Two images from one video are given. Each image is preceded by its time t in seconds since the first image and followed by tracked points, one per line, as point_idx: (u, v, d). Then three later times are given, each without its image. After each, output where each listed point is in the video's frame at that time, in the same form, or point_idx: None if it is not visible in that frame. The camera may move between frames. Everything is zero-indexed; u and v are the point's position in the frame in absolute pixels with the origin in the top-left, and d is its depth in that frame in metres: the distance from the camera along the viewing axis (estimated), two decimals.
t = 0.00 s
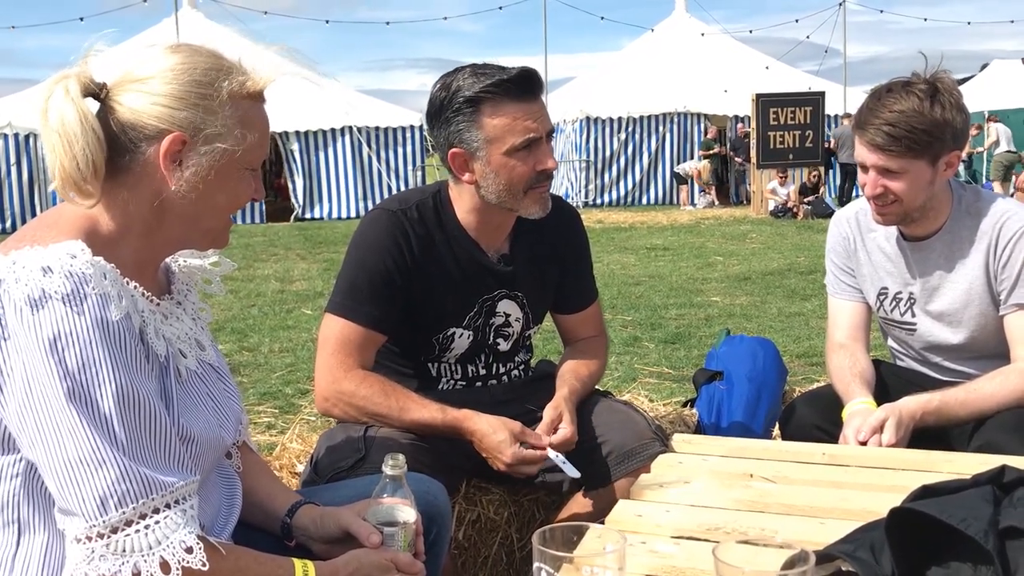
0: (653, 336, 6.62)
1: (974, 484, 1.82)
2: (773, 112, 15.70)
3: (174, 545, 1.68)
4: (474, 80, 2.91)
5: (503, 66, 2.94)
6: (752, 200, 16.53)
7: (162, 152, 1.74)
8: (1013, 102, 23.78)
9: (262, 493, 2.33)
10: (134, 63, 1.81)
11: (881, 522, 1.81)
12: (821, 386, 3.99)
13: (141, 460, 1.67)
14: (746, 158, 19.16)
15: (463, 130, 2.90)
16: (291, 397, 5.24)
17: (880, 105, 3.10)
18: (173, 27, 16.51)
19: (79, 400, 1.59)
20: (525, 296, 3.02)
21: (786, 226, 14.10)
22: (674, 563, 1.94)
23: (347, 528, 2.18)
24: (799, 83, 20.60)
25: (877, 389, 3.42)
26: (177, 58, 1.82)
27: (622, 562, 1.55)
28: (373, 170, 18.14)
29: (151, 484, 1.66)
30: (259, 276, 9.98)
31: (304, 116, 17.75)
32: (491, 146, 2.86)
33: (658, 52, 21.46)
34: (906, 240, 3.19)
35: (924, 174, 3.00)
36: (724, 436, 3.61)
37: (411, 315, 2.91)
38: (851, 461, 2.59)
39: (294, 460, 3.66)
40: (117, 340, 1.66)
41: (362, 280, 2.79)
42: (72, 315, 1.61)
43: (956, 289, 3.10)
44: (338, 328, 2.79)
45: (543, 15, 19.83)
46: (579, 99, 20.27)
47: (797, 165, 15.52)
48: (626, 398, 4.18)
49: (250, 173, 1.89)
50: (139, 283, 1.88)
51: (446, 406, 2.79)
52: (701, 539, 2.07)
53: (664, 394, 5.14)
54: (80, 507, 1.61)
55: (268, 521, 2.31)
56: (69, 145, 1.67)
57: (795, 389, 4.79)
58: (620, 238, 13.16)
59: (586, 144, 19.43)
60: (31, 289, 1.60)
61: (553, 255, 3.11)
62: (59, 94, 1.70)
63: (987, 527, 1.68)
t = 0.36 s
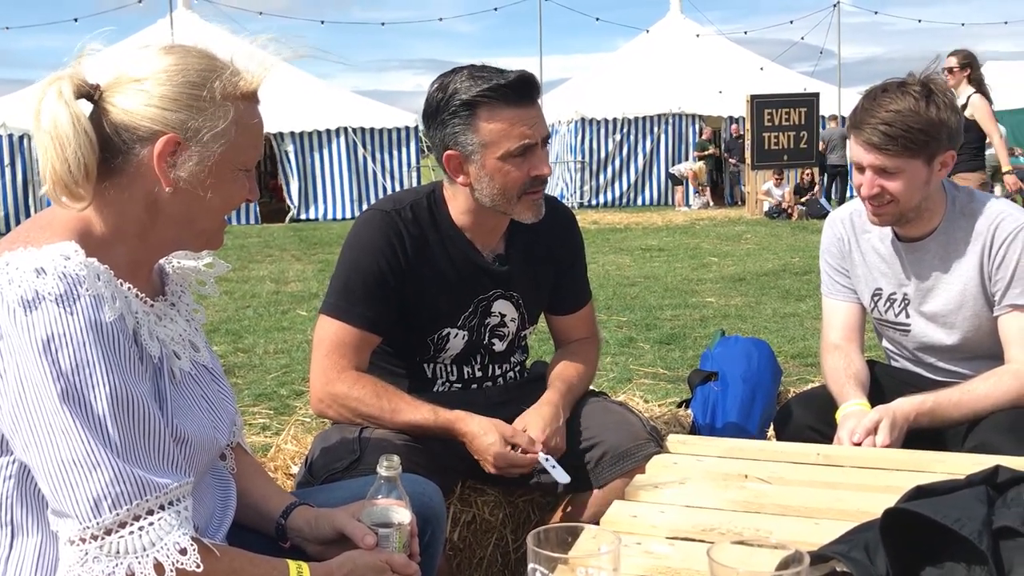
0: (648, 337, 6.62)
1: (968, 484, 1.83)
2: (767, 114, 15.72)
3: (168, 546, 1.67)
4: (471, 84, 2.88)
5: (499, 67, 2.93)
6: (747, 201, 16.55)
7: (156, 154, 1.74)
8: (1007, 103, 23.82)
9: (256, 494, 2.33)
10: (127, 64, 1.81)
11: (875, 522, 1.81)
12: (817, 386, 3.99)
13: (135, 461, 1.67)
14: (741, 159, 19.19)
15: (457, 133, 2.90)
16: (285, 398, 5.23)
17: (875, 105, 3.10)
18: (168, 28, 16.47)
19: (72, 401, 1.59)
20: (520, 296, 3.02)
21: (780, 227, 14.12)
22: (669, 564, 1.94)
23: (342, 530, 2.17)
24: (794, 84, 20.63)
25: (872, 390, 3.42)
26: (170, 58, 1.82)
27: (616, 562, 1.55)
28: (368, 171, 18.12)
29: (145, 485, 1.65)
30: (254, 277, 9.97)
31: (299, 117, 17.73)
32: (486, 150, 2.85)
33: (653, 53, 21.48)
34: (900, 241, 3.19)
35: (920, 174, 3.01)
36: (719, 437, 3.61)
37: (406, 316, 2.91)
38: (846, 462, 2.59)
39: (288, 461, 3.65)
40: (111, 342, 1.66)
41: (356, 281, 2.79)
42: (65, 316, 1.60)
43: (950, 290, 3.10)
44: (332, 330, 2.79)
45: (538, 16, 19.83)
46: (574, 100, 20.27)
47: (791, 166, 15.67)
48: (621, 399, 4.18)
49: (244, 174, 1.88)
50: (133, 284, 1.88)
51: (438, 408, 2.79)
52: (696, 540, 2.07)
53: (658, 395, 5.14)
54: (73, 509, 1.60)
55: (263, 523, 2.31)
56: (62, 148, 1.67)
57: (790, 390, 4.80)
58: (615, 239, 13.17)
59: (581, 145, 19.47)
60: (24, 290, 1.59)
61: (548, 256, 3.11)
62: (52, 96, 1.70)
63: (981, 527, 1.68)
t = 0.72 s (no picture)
0: (644, 339, 6.62)
1: (965, 487, 1.83)
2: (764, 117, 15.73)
3: (165, 547, 1.67)
4: (482, 93, 2.82)
5: (520, 86, 2.85)
6: (744, 204, 16.62)
7: (155, 154, 1.74)
8: (1002, 108, 23.87)
9: (253, 495, 2.32)
10: (127, 65, 1.80)
11: (873, 526, 1.81)
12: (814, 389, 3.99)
13: (133, 462, 1.67)
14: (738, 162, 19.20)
15: (451, 131, 2.83)
16: (282, 399, 5.22)
17: (897, 82, 3.17)
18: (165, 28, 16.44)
19: (70, 401, 1.59)
20: (516, 297, 3.02)
21: (777, 231, 14.14)
22: (666, 566, 1.94)
23: (339, 531, 2.17)
24: (791, 87, 20.66)
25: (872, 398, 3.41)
26: (170, 58, 1.81)
27: (614, 564, 1.55)
28: (365, 173, 18.11)
29: (143, 486, 1.65)
30: (250, 278, 9.96)
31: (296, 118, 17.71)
32: (470, 160, 2.78)
33: (650, 56, 21.50)
34: (905, 234, 3.22)
35: (950, 144, 3.11)
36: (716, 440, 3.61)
37: (401, 318, 2.91)
38: (841, 465, 2.60)
39: (285, 462, 3.65)
40: (109, 342, 1.66)
41: (349, 286, 2.79)
42: (63, 316, 1.60)
43: (958, 281, 3.12)
44: (326, 333, 2.79)
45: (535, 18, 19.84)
46: (571, 102, 20.28)
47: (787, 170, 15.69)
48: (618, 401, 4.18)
49: (243, 174, 1.89)
50: (132, 285, 1.88)
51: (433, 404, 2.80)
52: (693, 542, 2.07)
53: (655, 397, 5.15)
54: (71, 510, 1.60)
55: (260, 523, 2.31)
56: (60, 148, 1.67)
57: (786, 393, 4.80)
58: (612, 241, 13.17)
59: (578, 148, 19.50)
60: (22, 290, 1.59)
61: (545, 258, 3.11)
62: (51, 96, 1.70)
63: (978, 530, 1.68)
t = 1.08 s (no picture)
0: (642, 342, 6.62)
1: (963, 489, 1.83)
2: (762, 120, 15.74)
3: (164, 548, 1.67)
4: (494, 109, 2.76)
5: (536, 105, 2.79)
6: (743, 208, 16.86)
7: (153, 154, 1.74)
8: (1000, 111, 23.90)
9: (251, 496, 2.32)
10: (123, 66, 1.80)
11: (871, 527, 1.81)
12: (812, 391, 3.99)
13: (131, 463, 1.66)
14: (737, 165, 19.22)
15: (458, 141, 2.78)
16: (280, 401, 5.22)
17: (905, 82, 3.19)
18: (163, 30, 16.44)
19: (69, 402, 1.58)
20: (514, 300, 3.02)
21: (775, 233, 14.15)
22: (665, 568, 1.94)
23: (337, 532, 2.17)
24: (789, 90, 20.68)
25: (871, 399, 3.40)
26: (167, 59, 1.81)
27: (613, 566, 1.55)
28: (363, 175, 18.09)
29: (142, 487, 1.65)
30: (248, 279, 9.96)
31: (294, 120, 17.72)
32: (476, 173, 2.75)
33: (649, 59, 21.52)
34: (911, 233, 3.24)
35: (958, 144, 3.13)
36: (714, 442, 3.61)
37: (396, 323, 2.91)
38: (839, 466, 2.61)
39: (283, 464, 3.65)
40: (108, 343, 1.65)
41: (343, 293, 2.78)
42: (62, 317, 1.60)
43: (963, 280, 3.14)
44: (321, 339, 2.79)
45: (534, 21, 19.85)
46: (570, 104, 20.29)
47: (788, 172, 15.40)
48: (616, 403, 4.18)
49: (242, 174, 1.89)
50: (130, 285, 1.88)
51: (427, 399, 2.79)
52: (691, 544, 2.07)
53: (653, 399, 5.15)
54: (69, 511, 1.60)
55: (257, 524, 2.30)
56: (54, 151, 1.67)
57: (784, 395, 4.81)
58: (610, 244, 13.18)
59: (576, 150, 19.53)
60: (21, 291, 1.59)
61: (541, 259, 3.10)
62: (46, 98, 1.70)
63: (977, 532, 1.68)
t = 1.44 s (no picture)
0: (643, 343, 6.62)
1: (964, 489, 1.82)
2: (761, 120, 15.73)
3: (161, 551, 1.67)
4: (484, 100, 2.79)
5: (526, 95, 2.82)
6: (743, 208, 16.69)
7: (147, 155, 1.74)
8: (999, 110, 23.89)
9: (249, 499, 2.31)
10: (115, 68, 1.79)
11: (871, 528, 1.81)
12: (812, 391, 3.99)
13: (128, 466, 1.66)
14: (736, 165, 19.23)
15: (451, 136, 2.81)
16: (280, 403, 5.22)
17: (871, 95, 3.16)
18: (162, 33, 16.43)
19: (64, 405, 1.58)
20: (513, 301, 3.01)
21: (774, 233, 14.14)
22: (665, 569, 1.94)
23: (335, 535, 2.16)
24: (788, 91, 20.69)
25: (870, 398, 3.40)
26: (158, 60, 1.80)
27: (613, 567, 1.54)
28: (362, 177, 18.08)
29: (138, 490, 1.65)
30: (248, 281, 9.95)
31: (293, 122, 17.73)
32: (470, 166, 2.76)
33: (648, 60, 21.53)
34: (904, 237, 3.21)
35: (919, 159, 3.06)
36: (715, 442, 3.63)
37: (398, 322, 2.90)
38: (840, 467, 2.60)
39: (283, 466, 3.64)
40: (104, 346, 1.65)
41: (345, 290, 2.78)
42: (58, 320, 1.60)
43: (957, 284, 3.11)
44: (323, 337, 2.78)
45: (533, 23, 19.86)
46: (569, 106, 20.30)
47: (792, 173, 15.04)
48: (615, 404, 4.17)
49: (235, 173, 1.88)
50: (126, 288, 1.87)
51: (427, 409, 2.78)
52: (692, 545, 2.07)
53: (654, 400, 5.14)
54: (66, 514, 1.59)
55: (256, 527, 2.30)
56: (47, 155, 1.67)
57: (784, 395, 4.80)
58: (610, 245, 13.18)
59: (575, 152, 19.54)
60: (16, 293, 1.58)
61: (539, 258, 3.09)
62: (39, 101, 1.70)
63: (977, 532, 1.67)
